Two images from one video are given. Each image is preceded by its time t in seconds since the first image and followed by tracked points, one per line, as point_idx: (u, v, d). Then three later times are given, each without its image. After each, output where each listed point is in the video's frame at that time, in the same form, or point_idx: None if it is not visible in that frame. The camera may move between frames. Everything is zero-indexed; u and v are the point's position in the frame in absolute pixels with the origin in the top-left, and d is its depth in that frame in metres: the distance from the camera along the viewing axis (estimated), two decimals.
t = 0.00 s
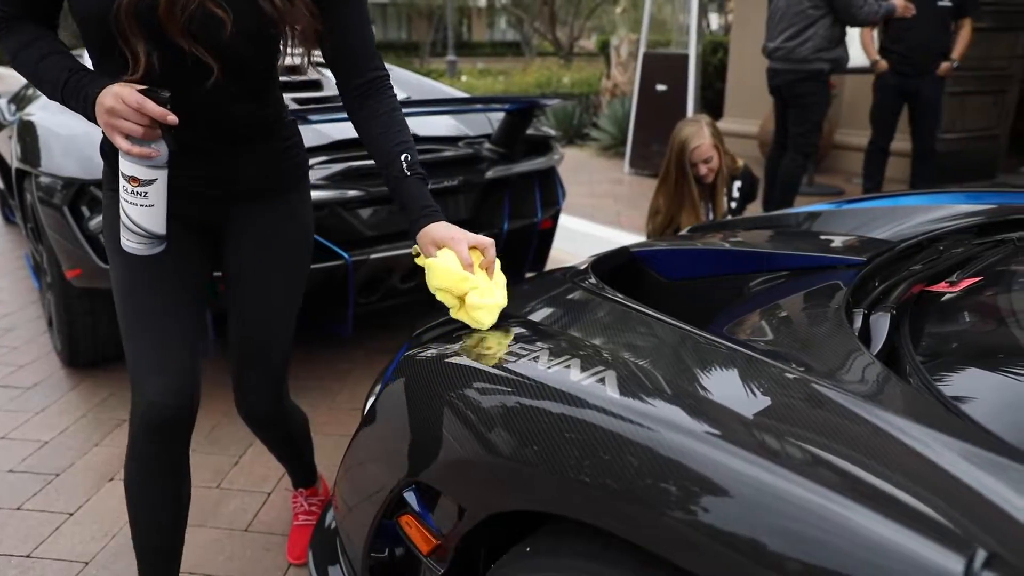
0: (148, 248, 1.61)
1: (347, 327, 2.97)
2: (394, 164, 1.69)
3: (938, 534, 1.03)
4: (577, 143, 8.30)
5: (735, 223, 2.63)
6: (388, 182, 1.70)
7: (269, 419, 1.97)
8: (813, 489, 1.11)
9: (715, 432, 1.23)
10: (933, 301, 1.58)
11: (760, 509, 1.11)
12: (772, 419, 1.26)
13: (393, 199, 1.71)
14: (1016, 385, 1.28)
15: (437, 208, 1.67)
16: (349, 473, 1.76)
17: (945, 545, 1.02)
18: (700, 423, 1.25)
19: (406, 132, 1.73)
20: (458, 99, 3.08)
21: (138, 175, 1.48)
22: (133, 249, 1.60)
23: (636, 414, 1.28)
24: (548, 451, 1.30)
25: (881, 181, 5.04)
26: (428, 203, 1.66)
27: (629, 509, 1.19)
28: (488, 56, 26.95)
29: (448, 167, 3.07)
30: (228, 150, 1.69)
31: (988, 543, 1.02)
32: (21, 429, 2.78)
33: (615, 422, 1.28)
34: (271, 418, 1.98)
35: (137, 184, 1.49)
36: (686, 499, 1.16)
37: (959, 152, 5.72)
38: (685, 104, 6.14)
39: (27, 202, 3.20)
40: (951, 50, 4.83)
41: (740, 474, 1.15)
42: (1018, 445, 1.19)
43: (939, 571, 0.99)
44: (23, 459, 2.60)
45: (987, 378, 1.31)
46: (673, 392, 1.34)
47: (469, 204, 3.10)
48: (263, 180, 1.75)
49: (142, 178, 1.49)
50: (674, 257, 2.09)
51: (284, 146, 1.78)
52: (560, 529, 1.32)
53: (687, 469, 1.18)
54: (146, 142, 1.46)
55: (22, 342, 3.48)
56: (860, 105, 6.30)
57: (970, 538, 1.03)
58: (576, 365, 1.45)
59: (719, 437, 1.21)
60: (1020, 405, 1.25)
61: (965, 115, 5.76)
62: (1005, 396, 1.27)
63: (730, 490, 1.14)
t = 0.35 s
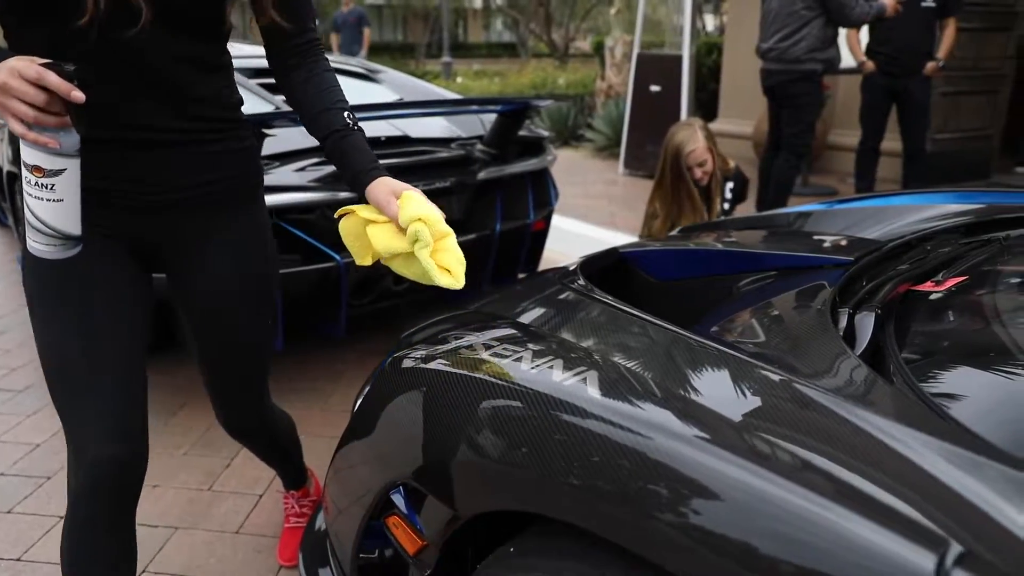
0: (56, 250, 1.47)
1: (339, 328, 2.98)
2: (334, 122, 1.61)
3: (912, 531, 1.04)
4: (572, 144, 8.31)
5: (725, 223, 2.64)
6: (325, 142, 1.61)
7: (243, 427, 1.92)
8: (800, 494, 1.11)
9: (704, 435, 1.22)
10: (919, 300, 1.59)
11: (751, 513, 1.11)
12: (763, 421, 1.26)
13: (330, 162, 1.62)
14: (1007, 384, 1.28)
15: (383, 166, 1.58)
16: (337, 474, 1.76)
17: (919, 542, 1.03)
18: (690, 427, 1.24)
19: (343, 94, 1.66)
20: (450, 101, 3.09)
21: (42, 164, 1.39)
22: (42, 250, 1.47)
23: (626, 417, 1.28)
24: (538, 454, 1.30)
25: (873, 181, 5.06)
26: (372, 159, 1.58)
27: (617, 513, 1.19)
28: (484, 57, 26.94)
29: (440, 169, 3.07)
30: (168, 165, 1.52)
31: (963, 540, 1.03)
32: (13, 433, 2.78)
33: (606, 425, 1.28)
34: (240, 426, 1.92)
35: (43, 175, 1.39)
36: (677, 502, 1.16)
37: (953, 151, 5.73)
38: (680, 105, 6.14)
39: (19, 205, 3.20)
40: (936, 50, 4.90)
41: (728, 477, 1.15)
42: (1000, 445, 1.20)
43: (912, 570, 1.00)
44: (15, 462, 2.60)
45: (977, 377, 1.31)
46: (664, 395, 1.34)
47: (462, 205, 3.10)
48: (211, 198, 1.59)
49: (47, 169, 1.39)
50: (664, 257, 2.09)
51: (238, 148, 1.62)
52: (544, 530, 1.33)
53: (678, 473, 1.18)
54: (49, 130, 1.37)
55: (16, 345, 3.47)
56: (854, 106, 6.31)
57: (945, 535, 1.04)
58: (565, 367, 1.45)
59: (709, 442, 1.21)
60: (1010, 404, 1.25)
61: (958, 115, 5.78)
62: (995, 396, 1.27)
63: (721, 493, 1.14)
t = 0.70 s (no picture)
0: None
1: (329, 326, 2.99)
2: (259, 109, 1.54)
3: (881, 524, 1.05)
4: (564, 143, 8.32)
5: (714, 221, 2.65)
6: (249, 131, 1.54)
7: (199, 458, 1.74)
8: (779, 491, 1.11)
9: (692, 436, 1.23)
10: (901, 296, 1.60)
11: (737, 511, 1.11)
12: (750, 418, 1.26)
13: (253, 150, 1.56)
14: (992, 378, 1.29)
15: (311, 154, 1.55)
16: (323, 473, 1.76)
17: (887, 534, 1.04)
18: (677, 428, 1.25)
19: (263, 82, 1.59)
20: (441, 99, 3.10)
21: None
22: None
23: (611, 417, 1.28)
24: (523, 453, 1.30)
25: (863, 179, 5.09)
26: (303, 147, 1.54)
27: (599, 510, 1.19)
28: (478, 55, 26.92)
29: (429, 167, 3.07)
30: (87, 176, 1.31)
31: (932, 531, 1.04)
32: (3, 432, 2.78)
33: (592, 425, 1.28)
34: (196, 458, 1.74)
35: None
36: (665, 499, 1.16)
37: (944, 149, 5.75)
38: (672, 104, 6.15)
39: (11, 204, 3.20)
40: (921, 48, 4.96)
41: (708, 473, 1.16)
42: (973, 438, 1.20)
43: (879, 560, 1.01)
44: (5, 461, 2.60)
45: (964, 371, 1.32)
46: (653, 394, 1.34)
47: (451, 203, 3.11)
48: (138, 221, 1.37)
49: None
50: (651, 254, 2.10)
51: (169, 157, 1.39)
52: (525, 527, 1.34)
53: (663, 471, 1.19)
54: None
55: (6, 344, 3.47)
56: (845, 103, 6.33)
57: (914, 527, 1.05)
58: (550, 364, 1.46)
59: (697, 442, 1.21)
60: (995, 398, 1.26)
61: (948, 113, 5.80)
62: (980, 390, 1.28)
63: (706, 492, 1.14)
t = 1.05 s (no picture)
0: None
1: (317, 327, 2.99)
2: (186, 75, 1.48)
3: (849, 512, 1.06)
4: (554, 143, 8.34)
5: (701, 219, 2.66)
6: (172, 98, 1.47)
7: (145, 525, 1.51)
8: (761, 486, 1.11)
9: (678, 433, 1.23)
10: (881, 291, 1.61)
11: (723, 506, 1.11)
12: (734, 413, 1.27)
13: (177, 118, 1.48)
14: (978, 372, 1.28)
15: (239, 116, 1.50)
16: (311, 470, 1.78)
17: (854, 521, 1.05)
18: (664, 425, 1.25)
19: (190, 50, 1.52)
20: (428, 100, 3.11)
21: None
22: None
23: (595, 413, 1.28)
24: (507, 449, 1.31)
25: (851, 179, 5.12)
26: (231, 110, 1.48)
27: (582, 505, 1.20)
28: (470, 56, 26.94)
29: (417, 168, 3.08)
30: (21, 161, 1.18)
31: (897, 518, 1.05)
32: None
33: (576, 420, 1.29)
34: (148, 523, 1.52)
35: None
36: (651, 495, 1.16)
37: (932, 148, 5.79)
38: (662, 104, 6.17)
39: None
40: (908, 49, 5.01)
41: (688, 466, 1.16)
42: (949, 431, 1.22)
43: (846, 546, 1.02)
44: None
45: (949, 365, 1.32)
46: (640, 392, 1.35)
47: (438, 203, 3.12)
48: (70, 215, 1.24)
49: None
50: (637, 252, 2.11)
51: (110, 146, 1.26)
52: (503, 521, 1.35)
53: (647, 465, 1.19)
54: None
55: None
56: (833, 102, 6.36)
57: (881, 515, 1.06)
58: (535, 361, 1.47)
59: (683, 439, 1.21)
60: (979, 392, 1.25)
61: (935, 112, 5.84)
62: (964, 384, 1.28)
63: (693, 487, 1.14)
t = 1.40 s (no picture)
0: None
1: (306, 324, 2.99)
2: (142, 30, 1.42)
3: (821, 500, 1.07)
4: (546, 141, 8.34)
5: (689, 214, 2.67)
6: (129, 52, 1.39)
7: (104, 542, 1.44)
8: (758, 485, 1.10)
9: (666, 429, 1.23)
10: (864, 284, 1.63)
11: (711, 501, 1.11)
12: (721, 408, 1.27)
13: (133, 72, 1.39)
14: (962, 364, 1.30)
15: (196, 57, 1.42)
16: (297, 466, 1.79)
17: (823, 508, 1.06)
18: (652, 421, 1.25)
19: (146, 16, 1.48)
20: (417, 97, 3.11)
21: None
22: None
23: (584, 409, 1.28)
24: (494, 444, 1.31)
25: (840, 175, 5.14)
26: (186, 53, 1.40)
27: (573, 502, 1.19)
28: (461, 55, 26.90)
29: (405, 165, 3.08)
30: None
31: (868, 506, 1.06)
32: None
33: (562, 415, 1.29)
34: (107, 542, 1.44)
35: None
36: (640, 489, 1.16)
37: (921, 145, 5.83)
38: (652, 101, 6.19)
39: None
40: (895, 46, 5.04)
41: (676, 461, 1.16)
42: (927, 422, 1.23)
43: (816, 533, 1.03)
44: None
45: (934, 356, 1.33)
46: (629, 389, 1.35)
47: (426, 200, 3.12)
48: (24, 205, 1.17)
49: None
50: (623, 248, 2.12)
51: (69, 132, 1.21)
52: (487, 512, 1.36)
53: (634, 460, 1.19)
54: None
55: None
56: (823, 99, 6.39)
57: (852, 503, 1.07)
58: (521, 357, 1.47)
59: (672, 435, 1.21)
60: (965, 383, 1.26)
61: (923, 109, 5.87)
62: (949, 375, 1.28)
63: (683, 481, 1.13)
